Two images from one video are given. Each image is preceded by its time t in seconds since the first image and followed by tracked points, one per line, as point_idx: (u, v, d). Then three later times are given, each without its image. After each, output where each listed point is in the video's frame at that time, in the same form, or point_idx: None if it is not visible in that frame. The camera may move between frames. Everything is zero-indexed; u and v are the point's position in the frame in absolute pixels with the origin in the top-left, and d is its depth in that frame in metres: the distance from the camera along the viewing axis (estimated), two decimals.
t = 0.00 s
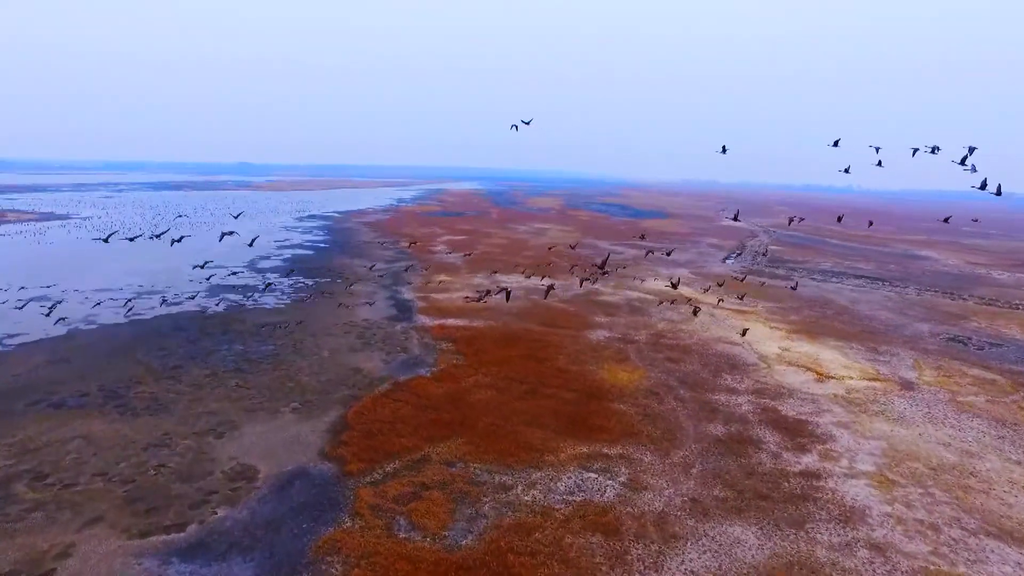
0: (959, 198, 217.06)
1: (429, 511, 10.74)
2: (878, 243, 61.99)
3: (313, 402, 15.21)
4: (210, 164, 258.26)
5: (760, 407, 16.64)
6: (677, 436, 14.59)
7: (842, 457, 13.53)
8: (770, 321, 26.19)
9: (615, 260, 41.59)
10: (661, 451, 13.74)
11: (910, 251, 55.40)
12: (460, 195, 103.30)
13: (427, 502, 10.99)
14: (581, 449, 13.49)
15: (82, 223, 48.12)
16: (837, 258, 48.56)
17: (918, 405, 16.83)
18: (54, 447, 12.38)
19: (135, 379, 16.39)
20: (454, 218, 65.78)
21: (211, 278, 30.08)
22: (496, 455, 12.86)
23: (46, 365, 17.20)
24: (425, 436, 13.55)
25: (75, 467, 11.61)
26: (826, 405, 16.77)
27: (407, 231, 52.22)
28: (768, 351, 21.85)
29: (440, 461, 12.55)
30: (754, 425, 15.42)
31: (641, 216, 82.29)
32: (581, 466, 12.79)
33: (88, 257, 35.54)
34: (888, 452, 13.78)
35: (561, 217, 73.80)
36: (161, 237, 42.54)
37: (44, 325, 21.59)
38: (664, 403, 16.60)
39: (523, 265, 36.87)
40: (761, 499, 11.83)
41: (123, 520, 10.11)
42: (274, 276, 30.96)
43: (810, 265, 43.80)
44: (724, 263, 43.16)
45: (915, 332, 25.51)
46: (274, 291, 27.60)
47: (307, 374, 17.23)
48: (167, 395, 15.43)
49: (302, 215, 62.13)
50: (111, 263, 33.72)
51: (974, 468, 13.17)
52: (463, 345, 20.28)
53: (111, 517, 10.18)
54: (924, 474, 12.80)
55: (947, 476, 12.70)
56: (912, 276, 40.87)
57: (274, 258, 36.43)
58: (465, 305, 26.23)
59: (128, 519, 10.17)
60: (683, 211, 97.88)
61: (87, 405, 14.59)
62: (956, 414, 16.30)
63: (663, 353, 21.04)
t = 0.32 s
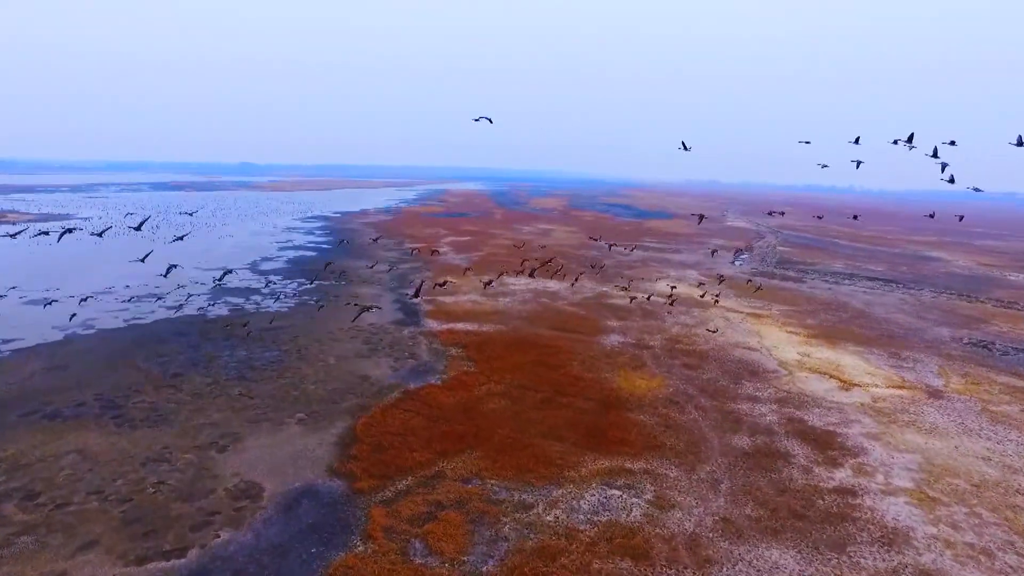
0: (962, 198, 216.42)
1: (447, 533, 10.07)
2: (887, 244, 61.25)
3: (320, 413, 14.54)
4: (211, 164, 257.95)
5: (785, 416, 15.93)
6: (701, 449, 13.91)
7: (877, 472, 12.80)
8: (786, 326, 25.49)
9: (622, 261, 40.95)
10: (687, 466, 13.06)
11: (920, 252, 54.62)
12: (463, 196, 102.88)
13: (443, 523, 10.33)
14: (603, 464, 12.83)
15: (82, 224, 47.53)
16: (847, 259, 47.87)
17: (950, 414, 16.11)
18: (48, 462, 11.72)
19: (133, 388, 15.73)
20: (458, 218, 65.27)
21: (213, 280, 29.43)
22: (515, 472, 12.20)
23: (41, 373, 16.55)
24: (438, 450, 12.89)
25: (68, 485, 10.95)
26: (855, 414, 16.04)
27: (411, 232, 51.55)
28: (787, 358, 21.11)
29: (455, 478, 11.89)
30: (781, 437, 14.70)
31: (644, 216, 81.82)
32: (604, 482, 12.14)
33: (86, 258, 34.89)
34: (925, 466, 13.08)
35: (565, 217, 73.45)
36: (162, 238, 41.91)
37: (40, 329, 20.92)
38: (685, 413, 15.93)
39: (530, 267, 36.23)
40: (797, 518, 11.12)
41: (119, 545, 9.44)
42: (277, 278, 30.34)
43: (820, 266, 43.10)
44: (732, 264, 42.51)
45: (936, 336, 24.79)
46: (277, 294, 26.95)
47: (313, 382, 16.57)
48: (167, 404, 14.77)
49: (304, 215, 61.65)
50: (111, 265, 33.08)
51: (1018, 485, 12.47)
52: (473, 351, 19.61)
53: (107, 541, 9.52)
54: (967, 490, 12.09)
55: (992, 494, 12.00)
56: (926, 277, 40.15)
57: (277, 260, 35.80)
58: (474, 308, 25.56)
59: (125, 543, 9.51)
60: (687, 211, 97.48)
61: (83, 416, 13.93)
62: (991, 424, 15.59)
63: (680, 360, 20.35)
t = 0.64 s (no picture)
0: (965, 199, 215.85)
1: (466, 558, 9.44)
2: (896, 245, 60.43)
3: (327, 424, 13.90)
4: (211, 165, 257.22)
5: (812, 427, 15.23)
6: (728, 462, 13.26)
7: (916, 488, 12.09)
8: (803, 330, 24.82)
9: (630, 262, 40.33)
10: (715, 481, 12.41)
11: (931, 253, 53.92)
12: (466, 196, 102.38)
13: (463, 546, 9.70)
14: (627, 480, 12.20)
15: (81, 224, 46.88)
16: (857, 260, 47.21)
17: (984, 425, 15.42)
18: (41, 479, 11.09)
19: (132, 397, 15.08)
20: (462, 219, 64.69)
21: (215, 282, 28.79)
22: (535, 488, 11.58)
23: (36, 380, 15.88)
24: (454, 464, 12.25)
25: (61, 504, 10.31)
26: (885, 423, 15.34)
27: (415, 233, 50.82)
28: (808, 364, 20.39)
29: (473, 496, 11.26)
30: (810, 448, 14.01)
31: (649, 216, 81.19)
32: (629, 499, 11.51)
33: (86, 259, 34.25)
34: (966, 482, 12.38)
35: (569, 217, 72.86)
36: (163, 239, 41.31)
37: (37, 334, 20.29)
38: (708, 423, 15.28)
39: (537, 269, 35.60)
40: (837, 540, 10.46)
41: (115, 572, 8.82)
42: (280, 280, 29.71)
43: (831, 268, 42.43)
44: (742, 266, 41.86)
45: (958, 340, 24.09)
46: (281, 297, 26.31)
47: (319, 390, 15.91)
48: (168, 415, 14.14)
49: (306, 215, 61.04)
50: (110, 266, 32.42)
51: None
52: (484, 357, 18.94)
53: (101, 567, 8.89)
54: (1014, 510, 11.40)
55: None
56: (939, 279, 39.45)
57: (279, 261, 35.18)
58: (483, 312, 24.92)
59: (121, 570, 8.88)
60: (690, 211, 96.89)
61: (79, 427, 13.27)
62: None
63: (697, 366, 19.70)
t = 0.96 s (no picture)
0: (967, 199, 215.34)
1: None
2: (905, 245, 59.79)
3: (335, 437, 13.25)
4: (212, 165, 256.80)
5: (841, 438, 14.53)
6: (758, 477, 12.58)
7: (959, 506, 11.41)
8: (820, 334, 24.16)
9: (639, 264, 39.70)
10: (745, 497, 11.76)
11: (941, 254, 53.31)
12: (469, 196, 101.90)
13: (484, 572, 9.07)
14: (653, 497, 11.58)
15: (81, 224, 46.28)
16: (867, 262, 46.58)
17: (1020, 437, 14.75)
18: (33, 497, 10.45)
19: (130, 406, 14.44)
20: (465, 219, 64.09)
21: (216, 284, 28.16)
22: (558, 507, 10.96)
23: (32, 389, 15.23)
24: (470, 481, 11.62)
25: (54, 525, 9.68)
26: (918, 434, 14.67)
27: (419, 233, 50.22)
28: (829, 370, 19.72)
29: (492, 515, 10.62)
30: (842, 461, 13.29)
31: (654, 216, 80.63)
32: (657, 519, 10.88)
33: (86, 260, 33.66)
34: (1012, 500, 11.70)
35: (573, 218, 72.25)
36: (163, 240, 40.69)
37: (34, 338, 19.66)
38: (732, 435, 14.61)
39: (545, 271, 34.98)
40: (882, 564, 9.79)
41: None
42: (284, 282, 29.10)
43: (842, 270, 41.78)
44: (751, 268, 41.20)
45: (981, 345, 23.44)
46: (284, 300, 25.68)
47: (326, 399, 15.27)
48: (169, 425, 13.52)
49: (308, 216, 60.44)
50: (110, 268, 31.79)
51: None
52: (496, 364, 18.29)
53: None
54: None
55: None
56: (953, 281, 38.79)
57: (282, 263, 34.54)
58: (492, 315, 24.29)
59: None
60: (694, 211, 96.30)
61: (75, 439, 12.63)
62: None
63: (716, 373, 19.06)
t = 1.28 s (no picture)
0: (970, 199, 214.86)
1: None
2: (913, 246, 59.19)
3: (345, 449, 12.63)
4: (211, 165, 255.94)
5: (872, 449, 13.77)
6: (790, 491, 11.91)
7: (1008, 527, 10.76)
8: (838, 338, 23.51)
9: (647, 265, 39.09)
10: (780, 514, 11.11)
11: (951, 255, 52.72)
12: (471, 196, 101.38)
13: None
14: (682, 515, 10.95)
15: (81, 225, 45.65)
16: (877, 263, 45.96)
17: None
18: (25, 517, 9.82)
19: (130, 416, 13.81)
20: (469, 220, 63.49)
21: (218, 287, 27.53)
22: (583, 526, 10.34)
23: (27, 397, 14.60)
24: (489, 497, 11.01)
25: (46, 550, 9.04)
26: (953, 445, 13.99)
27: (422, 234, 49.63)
28: (852, 376, 19.05)
29: (514, 536, 10.00)
30: (876, 475, 12.57)
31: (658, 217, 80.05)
32: (688, 539, 10.26)
33: (86, 262, 33.07)
34: None
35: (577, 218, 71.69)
36: (163, 241, 40.03)
37: (31, 343, 19.04)
38: (758, 446, 13.97)
39: (553, 272, 34.39)
40: None
41: None
42: (287, 284, 28.48)
43: (852, 271, 41.16)
44: (761, 269, 40.58)
45: (1004, 349, 22.80)
46: (288, 302, 25.05)
47: (334, 408, 14.65)
48: (170, 437, 12.89)
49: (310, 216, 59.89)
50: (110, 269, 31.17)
51: None
52: (508, 370, 17.64)
53: None
54: None
55: None
56: (967, 283, 38.15)
57: (285, 264, 33.93)
58: (501, 319, 23.66)
59: None
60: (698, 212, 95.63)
61: (71, 453, 12.00)
62: None
63: (735, 380, 18.46)
